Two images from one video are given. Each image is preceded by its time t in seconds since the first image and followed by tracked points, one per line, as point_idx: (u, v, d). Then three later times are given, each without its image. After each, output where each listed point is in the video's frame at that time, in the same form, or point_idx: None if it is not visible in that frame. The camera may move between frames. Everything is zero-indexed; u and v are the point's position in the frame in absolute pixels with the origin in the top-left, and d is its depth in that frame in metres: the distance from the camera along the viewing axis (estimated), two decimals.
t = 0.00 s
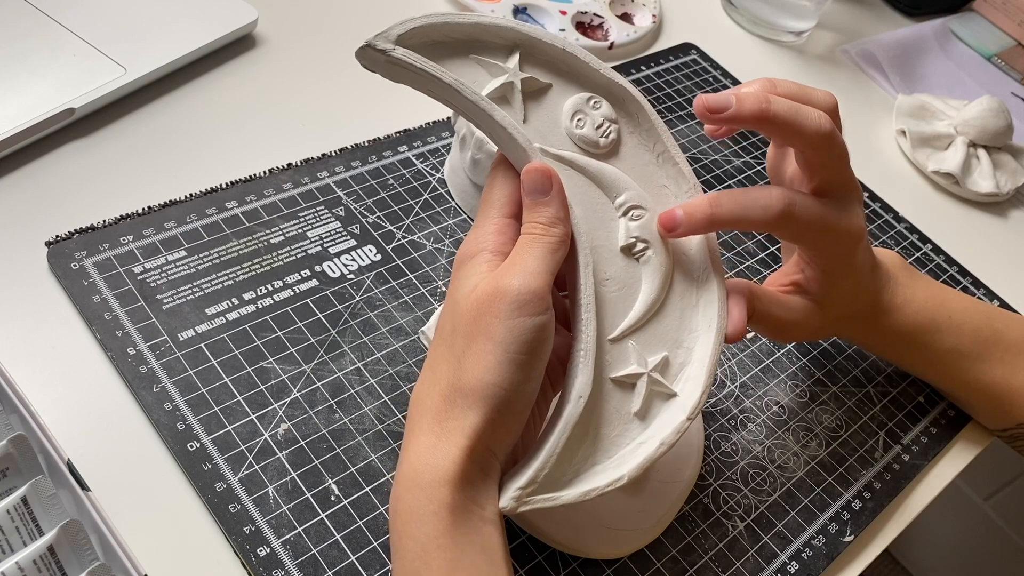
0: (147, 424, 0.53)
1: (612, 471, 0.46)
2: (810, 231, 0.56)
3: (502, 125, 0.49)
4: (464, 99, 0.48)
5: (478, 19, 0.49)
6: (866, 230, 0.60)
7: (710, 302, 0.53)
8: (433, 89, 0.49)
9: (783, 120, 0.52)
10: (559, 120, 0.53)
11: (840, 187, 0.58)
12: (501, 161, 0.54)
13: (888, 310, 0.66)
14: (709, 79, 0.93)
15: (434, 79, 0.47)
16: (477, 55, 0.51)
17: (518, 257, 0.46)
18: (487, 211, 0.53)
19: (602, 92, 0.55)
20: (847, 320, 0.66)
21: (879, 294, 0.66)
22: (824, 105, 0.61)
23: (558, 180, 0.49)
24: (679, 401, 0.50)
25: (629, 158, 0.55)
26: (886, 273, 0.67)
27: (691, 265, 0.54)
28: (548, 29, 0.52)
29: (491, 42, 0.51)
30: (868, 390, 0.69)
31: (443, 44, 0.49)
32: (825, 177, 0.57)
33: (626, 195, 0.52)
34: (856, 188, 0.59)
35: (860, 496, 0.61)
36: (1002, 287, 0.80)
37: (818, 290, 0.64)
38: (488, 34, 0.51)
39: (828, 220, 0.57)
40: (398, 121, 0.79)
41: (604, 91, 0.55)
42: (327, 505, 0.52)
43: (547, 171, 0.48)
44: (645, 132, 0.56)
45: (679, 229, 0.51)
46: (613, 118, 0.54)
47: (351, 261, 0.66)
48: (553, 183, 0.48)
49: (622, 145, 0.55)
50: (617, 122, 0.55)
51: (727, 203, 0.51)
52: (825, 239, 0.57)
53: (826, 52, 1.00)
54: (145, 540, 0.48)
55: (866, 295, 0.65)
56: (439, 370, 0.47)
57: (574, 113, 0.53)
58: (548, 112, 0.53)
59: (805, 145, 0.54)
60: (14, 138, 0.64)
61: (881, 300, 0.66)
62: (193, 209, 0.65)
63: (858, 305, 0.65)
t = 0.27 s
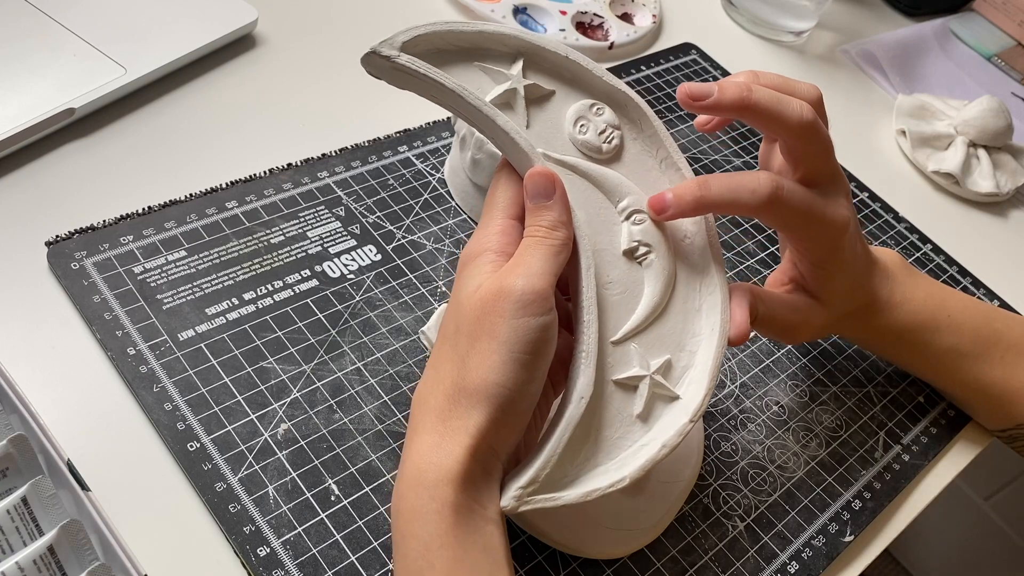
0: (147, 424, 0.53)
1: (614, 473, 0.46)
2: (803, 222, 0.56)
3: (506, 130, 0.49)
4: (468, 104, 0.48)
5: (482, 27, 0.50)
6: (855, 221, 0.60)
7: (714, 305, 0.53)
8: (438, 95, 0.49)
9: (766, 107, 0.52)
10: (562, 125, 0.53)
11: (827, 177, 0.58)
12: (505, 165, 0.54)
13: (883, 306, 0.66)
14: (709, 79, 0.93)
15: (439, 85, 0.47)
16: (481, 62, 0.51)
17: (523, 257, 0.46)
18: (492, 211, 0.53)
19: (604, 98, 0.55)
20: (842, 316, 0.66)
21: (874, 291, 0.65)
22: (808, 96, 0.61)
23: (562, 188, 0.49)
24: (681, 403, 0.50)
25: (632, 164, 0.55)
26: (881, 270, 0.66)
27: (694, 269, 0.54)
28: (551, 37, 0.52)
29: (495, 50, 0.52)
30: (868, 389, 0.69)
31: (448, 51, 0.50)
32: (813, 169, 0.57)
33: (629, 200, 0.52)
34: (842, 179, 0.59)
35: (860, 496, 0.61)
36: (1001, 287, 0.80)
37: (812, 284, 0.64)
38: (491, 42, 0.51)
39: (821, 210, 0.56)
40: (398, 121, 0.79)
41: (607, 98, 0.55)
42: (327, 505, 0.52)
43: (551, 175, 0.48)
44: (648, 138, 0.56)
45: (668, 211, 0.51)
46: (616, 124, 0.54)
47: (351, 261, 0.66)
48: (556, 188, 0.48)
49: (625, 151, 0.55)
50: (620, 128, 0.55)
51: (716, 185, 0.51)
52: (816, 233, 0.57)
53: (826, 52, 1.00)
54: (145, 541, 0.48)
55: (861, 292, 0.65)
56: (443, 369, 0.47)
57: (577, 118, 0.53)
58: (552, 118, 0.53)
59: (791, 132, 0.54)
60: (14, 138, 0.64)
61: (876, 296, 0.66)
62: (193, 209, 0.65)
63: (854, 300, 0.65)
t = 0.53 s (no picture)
0: (147, 424, 0.53)
1: (622, 477, 0.46)
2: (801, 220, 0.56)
3: (519, 132, 0.49)
4: (483, 105, 0.48)
5: (498, 27, 0.50)
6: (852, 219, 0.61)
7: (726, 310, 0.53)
8: (452, 96, 0.49)
9: (765, 104, 0.53)
10: (575, 127, 0.53)
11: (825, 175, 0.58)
12: (517, 166, 0.54)
13: (885, 307, 0.66)
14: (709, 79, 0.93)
15: (454, 86, 0.47)
16: (495, 63, 0.51)
17: (533, 260, 0.46)
18: (503, 212, 0.53)
19: (619, 100, 0.55)
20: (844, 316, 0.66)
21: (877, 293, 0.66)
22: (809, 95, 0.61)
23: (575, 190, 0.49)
24: (691, 408, 0.50)
25: (645, 166, 0.55)
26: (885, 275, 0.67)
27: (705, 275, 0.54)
28: (566, 38, 0.52)
29: (510, 50, 0.52)
30: (868, 390, 0.69)
31: (462, 52, 0.50)
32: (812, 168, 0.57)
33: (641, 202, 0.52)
34: (841, 178, 0.59)
35: (860, 496, 0.61)
36: (1001, 287, 0.80)
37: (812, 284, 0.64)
38: (506, 42, 0.51)
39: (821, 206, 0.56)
40: (398, 122, 0.79)
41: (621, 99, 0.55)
42: (327, 505, 0.52)
43: (564, 180, 0.48)
44: (661, 140, 0.56)
45: (663, 198, 0.51)
46: (630, 126, 0.54)
47: (351, 261, 0.66)
48: (569, 193, 0.48)
49: (638, 153, 0.55)
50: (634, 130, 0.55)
51: (712, 176, 0.51)
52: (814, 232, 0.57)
53: (825, 52, 1.00)
54: (145, 540, 0.48)
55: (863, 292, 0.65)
56: (452, 370, 0.47)
57: (591, 120, 0.53)
58: (566, 119, 0.53)
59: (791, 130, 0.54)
60: (14, 138, 0.64)
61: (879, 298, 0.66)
62: (193, 209, 0.65)
63: (855, 300, 0.65)
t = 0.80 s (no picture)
0: (147, 424, 0.53)
1: (618, 468, 0.46)
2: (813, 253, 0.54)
3: (493, 132, 0.50)
4: (455, 109, 0.49)
5: (467, 32, 0.51)
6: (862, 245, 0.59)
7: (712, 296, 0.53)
8: (425, 101, 0.50)
9: (782, 134, 0.50)
10: (552, 124, 0.54)
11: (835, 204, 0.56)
12: (496, 167, 0.55)
13: (890, 325, 0.65)
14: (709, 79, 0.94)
15: (424, 91, 0.48)
16: (468, 67, 0.52)
17: (520, 256, 0.46)
18: (484, 211, 0.53)
19: (592, 96, 0.56)
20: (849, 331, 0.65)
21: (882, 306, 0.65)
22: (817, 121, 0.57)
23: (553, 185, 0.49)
24: (684, 395, 0.50)
25: (624, 161, 0.55)
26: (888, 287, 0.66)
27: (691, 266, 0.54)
28: (536, 39, 0.53)
29: (482, 54, 0.53)
30: (868, 390, 0.70)
31: (435, 58, 0.51)
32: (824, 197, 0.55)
33: (621, 196, 0.53)
34: (851, 201, 0.57)
35: (861, 496, 0.61)
36: (1001, 287, 0.80)
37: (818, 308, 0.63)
38: (476, 46, 0.52)
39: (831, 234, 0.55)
40: (398, 122, 0.79)
41: (595, 96, 0.55)
42: (327, 505, 0.52)
43: (542, 176, 0.48)
44: (638, 134, 0.56)
45: (669, 257, 0.49)
46: (605, 121, 0.55)
47: (351, 262, 0.66)
48: (548, 188, 0.48)
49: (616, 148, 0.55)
50: (610, 125, 0.55)
51: (721, 228, 0.50)
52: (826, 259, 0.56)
53: (826, 52, 1.00)
54: (145, 540, 0.48)
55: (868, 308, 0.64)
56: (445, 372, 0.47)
57: (566, 118, 0.53)
58: (542, 118, 0.54)
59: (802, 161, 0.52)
60: (14, 138, 0.64)
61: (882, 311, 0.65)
62: (193, 209, 0.65)
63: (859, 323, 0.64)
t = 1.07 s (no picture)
0: (147, 424, 0.53)
1: (612, 453, 0.46)
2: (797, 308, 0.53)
3: (462, 132, 0.50)
4: (420, 112, 0.49)
5: (424, 35, 0.50)
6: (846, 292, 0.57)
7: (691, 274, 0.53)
8: (387, 107, 0.50)
9: (760, 205, 0.47)
10: (519, 118, 0.54)
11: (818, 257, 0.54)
12: (466, 165, 0.55)
13: (886, 352, 0.64)
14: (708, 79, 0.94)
15: (387, 96, 0.48)
16: (429, 68, 0.52)
17: (499, 252, 0.47)
18: (458, 210, 0.53)
19: (556, 87, 0.56)
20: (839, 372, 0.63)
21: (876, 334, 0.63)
22: (788, 173, 0.58)
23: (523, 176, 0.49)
24: (672, 374, 0.50)
25: (593, 148, 0.56)
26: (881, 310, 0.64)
27: (669, 249, 0.54)
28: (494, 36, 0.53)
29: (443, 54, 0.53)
30: (868, 390, 0.70)
31: (397, 62, 0.50)
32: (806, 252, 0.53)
33: (594, 182, 0.53)
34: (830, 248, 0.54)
35: (861, 496, 0.61)
36: (1000, 287, 0.80)
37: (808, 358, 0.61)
38: (436, 47, 0.52)
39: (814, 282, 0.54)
40: (398, 122, 0.79)
41: (558, 85, 0.56)
42: (327, 505, 0.52)
43: (513, 170, 0.48)
44: (604, 122, 0.57)
45: (646, 328, 0.48)
46: (571, 111, 0.55)
47: (351, 262, 0.66)
48: (519, 181, 0.48)
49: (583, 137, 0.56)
50: (575, 113, 0.56)
51: (697, 301, 0.48)
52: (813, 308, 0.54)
53: (826, 52, 1.00)
54: (144, 540, 0.48)
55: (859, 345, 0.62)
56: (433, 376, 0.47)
57: (532, 110, 0.54)
58: (509, 112, 0.54)
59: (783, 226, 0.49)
60: (14, 138, 0.64)
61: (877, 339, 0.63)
62: (193, 209, 0.65)
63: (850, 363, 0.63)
